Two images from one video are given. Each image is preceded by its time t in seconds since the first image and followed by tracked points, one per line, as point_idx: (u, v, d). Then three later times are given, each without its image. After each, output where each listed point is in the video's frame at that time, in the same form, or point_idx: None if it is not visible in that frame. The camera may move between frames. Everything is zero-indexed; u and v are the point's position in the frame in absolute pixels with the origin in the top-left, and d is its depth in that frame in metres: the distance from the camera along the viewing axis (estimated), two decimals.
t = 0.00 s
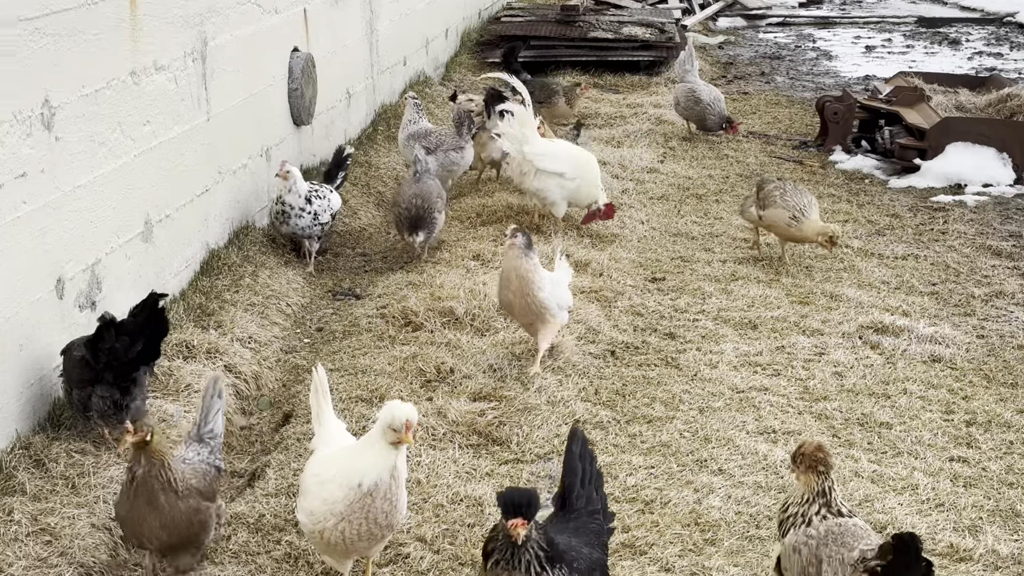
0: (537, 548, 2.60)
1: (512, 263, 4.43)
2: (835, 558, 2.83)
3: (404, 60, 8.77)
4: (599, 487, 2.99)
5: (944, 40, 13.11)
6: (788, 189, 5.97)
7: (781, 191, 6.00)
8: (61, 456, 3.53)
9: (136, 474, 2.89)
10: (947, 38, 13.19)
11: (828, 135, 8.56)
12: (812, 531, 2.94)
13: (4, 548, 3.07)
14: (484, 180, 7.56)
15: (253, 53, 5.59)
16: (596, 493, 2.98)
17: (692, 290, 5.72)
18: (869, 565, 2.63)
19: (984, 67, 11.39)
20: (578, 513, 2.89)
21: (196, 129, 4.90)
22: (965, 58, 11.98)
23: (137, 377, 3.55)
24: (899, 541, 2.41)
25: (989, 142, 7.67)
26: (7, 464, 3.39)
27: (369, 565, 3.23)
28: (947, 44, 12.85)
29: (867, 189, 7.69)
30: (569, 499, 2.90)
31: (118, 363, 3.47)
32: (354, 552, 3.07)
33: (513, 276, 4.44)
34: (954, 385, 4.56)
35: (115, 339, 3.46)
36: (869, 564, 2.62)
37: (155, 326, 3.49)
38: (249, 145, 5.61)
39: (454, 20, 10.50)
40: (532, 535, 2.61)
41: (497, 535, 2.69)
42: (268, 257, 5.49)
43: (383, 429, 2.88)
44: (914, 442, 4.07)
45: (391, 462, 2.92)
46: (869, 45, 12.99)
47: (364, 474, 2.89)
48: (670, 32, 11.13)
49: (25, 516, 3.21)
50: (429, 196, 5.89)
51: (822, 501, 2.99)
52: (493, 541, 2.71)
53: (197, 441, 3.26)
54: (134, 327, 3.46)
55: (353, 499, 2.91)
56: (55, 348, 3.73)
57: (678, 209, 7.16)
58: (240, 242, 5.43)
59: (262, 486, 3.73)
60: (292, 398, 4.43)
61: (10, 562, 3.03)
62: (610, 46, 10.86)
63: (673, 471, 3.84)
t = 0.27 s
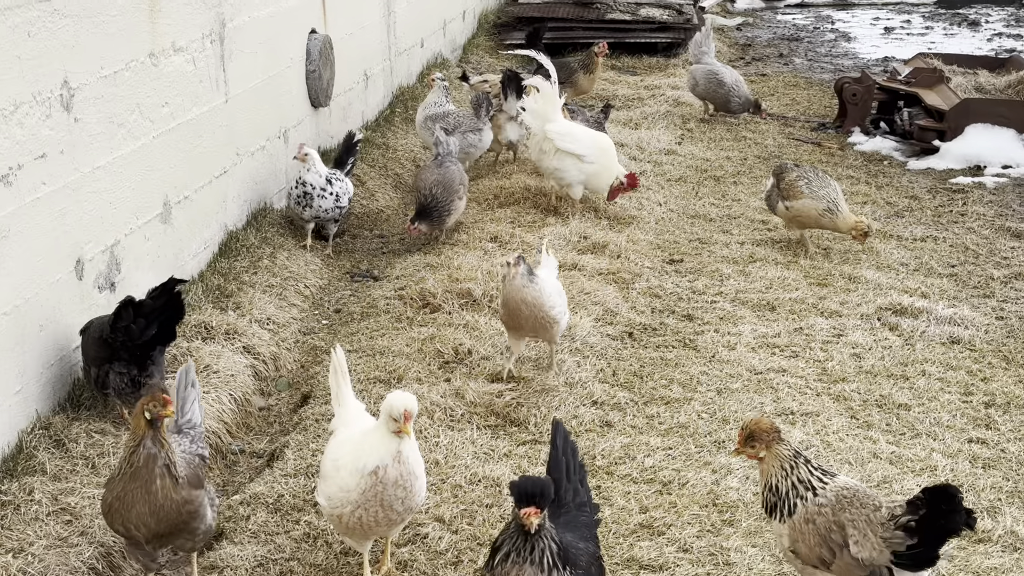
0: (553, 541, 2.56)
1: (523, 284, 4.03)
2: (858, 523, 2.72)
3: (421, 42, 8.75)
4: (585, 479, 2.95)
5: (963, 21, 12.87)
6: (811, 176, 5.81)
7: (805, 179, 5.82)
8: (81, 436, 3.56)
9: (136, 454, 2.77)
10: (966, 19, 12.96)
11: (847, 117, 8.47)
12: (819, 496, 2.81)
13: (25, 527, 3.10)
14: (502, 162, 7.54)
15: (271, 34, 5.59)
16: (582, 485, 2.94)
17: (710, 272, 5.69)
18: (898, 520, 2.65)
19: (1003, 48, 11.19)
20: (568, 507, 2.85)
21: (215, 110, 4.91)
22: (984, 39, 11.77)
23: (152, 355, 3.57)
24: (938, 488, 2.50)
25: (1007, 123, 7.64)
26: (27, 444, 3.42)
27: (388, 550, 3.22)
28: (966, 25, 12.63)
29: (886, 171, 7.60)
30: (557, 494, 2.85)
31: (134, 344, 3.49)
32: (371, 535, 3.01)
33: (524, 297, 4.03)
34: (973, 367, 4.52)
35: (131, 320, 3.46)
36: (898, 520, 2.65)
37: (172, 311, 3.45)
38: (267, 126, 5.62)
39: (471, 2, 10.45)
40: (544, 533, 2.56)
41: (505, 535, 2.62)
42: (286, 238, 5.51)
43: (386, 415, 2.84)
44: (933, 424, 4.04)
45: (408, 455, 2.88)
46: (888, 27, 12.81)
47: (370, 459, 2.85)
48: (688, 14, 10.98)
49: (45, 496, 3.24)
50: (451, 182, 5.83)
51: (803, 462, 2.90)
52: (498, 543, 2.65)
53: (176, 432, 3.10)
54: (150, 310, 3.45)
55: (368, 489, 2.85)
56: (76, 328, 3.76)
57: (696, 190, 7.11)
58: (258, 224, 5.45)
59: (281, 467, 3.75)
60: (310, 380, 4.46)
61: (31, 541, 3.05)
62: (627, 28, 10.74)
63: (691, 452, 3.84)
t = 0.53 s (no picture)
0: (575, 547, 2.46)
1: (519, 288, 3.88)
2: (887, 497, 2.73)
3: (435, 23, 8.72)
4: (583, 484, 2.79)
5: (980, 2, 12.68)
6: (834, 164, 5.74)
7: (828, 168, 5.75)
8: (97, 417, 3.58)
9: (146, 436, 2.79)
10: None
11: (862, 98, 8.39)
12: (838, 475, 2.80)
13: (40, 507, 3.12)
14: (515, 144, 7.51)
15: (285, 15, 5.58)
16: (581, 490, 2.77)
17: (724, 254, 5.66)
18: (933, 492, 2.68)
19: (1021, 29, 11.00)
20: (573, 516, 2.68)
21: (228, 92, 4.92)
22: (1000, 20, 11.60)
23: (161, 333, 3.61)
24: (980, 456, 2.55)
25: (1023, 105, 7.54)
26: (42, 425, 3.44)
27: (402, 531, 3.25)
28: (983, 6, 12.45)
29: (902, 152, 7.52)
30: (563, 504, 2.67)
31: (142, 322, 3.51)
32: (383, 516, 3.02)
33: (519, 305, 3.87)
34: (988, 349, 4.50)
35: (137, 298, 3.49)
36: (934, 491, 2.68)
37: (177, 288, 3.51)
38: (281, 108, 5.62)
39: None
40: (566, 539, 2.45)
41: (525, 541, 2.49)
42: (300, 220, 5.52)
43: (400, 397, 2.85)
44: (947, 405, 4.03)
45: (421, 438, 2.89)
46: (904, 8, 12.65)
47: (384, 441, 2.86)
48: None
49: (60, 477, 3.27)
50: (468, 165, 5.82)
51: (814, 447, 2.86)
52: (518, 552, 2.52)
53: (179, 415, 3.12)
54: (156, 287, 3.49)
55: (381, 469, 2.86)
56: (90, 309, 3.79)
57: (710, 172, 7.07)
58: (272, 206, 5.46)
59: (296, 448, 3.77)
60: (324, 361, 4.48)
61: (47, 521, 3.08)
62: (642, 9, 10.63)
63: (705, 434, 3.84)
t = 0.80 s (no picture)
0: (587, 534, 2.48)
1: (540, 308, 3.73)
2: (878, 479, 2.69)
3: (445, 8, 8.68)
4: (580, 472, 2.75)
5: None
6: (847, 149, 5.71)
7: (841, 152, 5.71)
8: (109, 401, 3.61)
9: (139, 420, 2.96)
10: None
11: (873, 82, 8.30)
12: (830, 456, 2.77)
13: (52, 491, 3.14)
14: (526, 129, 7.49)
15: None
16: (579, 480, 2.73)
17: (735, 238, 5.64)
18: (927, 471, 2.64)
19: None
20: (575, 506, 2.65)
21: (239, 77, 4.92)
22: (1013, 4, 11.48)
23: (168, 315, 3.63)
24: (975, 433, 2.52)
25: None
26: (54, 409, 3.47)
27: (413, 515, 3.27)
28: None
29: (913, 136, 7.46)
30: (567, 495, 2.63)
31: (145, 303, 3.56)
32: (394, 501, 3.04)
33: (545, 323, 3.72)
34: (999, 333, 4.48)
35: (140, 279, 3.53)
36: (927, 471, 2.64)
37: (178, 267, 3.50)
38: (292, 93, 5.62)
39: None
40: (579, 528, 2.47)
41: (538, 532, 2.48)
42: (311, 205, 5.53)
43: (410, 382, 2.87)
44: (959, 389, 4.02)
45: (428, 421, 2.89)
46: None
47: (394, 425, 2.87)
48: None
49: (72, 461, 3.29)
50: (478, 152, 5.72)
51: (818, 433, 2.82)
52: (531, 547, 2.50)
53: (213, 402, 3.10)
54: (159, 267, 3.51)
55: (390, 454, 2.88)
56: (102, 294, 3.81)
57: (721, 156, 7.03)
58: (283, 191, 5.47)
59: (307, 432, 3.80)
60: (335, 346, 4.50)
61: (59, 505, 3.09)
62: None
63: (716, 418, 3.85)
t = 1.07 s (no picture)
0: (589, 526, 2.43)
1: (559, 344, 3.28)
2: (884, 470, 2.66)
3: None
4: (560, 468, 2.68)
5: None
6: (855, 135, 5.68)
7: (850, 138, 5.68)
8: (116, 388, 3.63)
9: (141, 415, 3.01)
10: None
11: (881, 68, 8.26)
12: (839, 439, 2.75)
13: (60, 478, 3.16)
14: (533, 116, 7.47)
15: None
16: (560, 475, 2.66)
17: (742, 224, 5.63)
18: (933, 465, 2.62)
19: None
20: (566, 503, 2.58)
21: (245, 64, 4.91)
22: None
23: (169, 307, 3.64)
24: (984, 428, 2.51)
25: None
26: (61, 396, 3.49)
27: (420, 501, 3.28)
28: None
29: (921, 122, 7.41)
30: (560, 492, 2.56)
31: (145, 294, 3.57)
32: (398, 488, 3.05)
33: (561, 363, 3.26)
34: (1007, 319, 4.47)
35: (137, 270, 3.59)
36: (934, 465, 2.62)
37: (174, 254, 3.61)
38: (298, 80, 5.61)
39: None
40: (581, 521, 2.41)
41: (543, 527, 2.39)
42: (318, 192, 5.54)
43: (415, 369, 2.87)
44: (966, 375, 4.01)
45: (432, 408, 2.89)
46: None
47: (398, 413, 2.87)
48: None
49: (79, 447, 3.31)
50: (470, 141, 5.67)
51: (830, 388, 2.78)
52: (536, 545, 2.40)
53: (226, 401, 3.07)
54: (156, 258, 3.57)
55: (394, 440, 2.88)
56: (109, 281, 3.82)
57: (728, 143, 7.00)
58: (290, 178, 5.47)
59: (314, 418, 3.82)
60: (342, 332, 4.52)
61: (66, 492, 3.12)
62: None
63: (722, 405, 3.85)
